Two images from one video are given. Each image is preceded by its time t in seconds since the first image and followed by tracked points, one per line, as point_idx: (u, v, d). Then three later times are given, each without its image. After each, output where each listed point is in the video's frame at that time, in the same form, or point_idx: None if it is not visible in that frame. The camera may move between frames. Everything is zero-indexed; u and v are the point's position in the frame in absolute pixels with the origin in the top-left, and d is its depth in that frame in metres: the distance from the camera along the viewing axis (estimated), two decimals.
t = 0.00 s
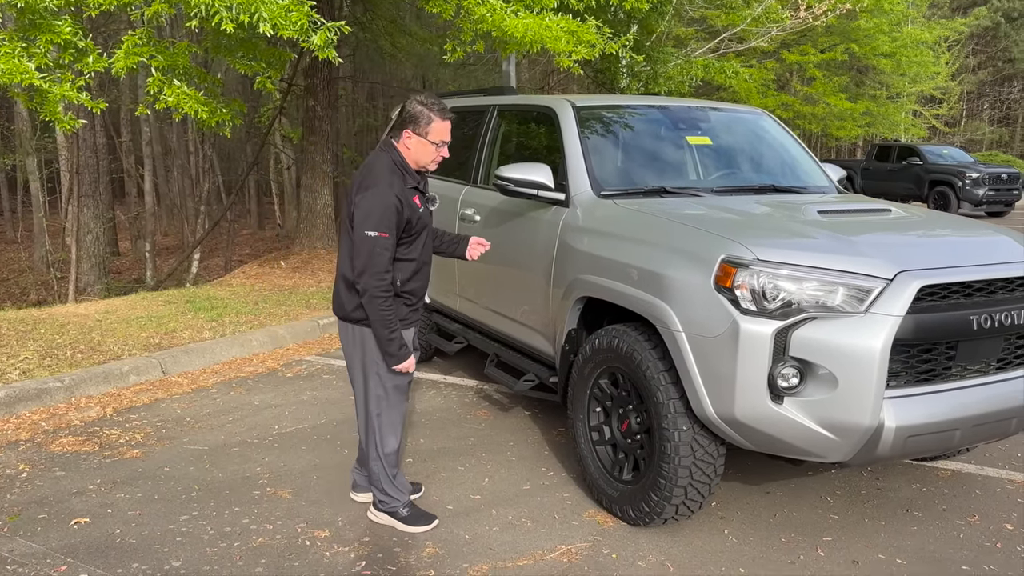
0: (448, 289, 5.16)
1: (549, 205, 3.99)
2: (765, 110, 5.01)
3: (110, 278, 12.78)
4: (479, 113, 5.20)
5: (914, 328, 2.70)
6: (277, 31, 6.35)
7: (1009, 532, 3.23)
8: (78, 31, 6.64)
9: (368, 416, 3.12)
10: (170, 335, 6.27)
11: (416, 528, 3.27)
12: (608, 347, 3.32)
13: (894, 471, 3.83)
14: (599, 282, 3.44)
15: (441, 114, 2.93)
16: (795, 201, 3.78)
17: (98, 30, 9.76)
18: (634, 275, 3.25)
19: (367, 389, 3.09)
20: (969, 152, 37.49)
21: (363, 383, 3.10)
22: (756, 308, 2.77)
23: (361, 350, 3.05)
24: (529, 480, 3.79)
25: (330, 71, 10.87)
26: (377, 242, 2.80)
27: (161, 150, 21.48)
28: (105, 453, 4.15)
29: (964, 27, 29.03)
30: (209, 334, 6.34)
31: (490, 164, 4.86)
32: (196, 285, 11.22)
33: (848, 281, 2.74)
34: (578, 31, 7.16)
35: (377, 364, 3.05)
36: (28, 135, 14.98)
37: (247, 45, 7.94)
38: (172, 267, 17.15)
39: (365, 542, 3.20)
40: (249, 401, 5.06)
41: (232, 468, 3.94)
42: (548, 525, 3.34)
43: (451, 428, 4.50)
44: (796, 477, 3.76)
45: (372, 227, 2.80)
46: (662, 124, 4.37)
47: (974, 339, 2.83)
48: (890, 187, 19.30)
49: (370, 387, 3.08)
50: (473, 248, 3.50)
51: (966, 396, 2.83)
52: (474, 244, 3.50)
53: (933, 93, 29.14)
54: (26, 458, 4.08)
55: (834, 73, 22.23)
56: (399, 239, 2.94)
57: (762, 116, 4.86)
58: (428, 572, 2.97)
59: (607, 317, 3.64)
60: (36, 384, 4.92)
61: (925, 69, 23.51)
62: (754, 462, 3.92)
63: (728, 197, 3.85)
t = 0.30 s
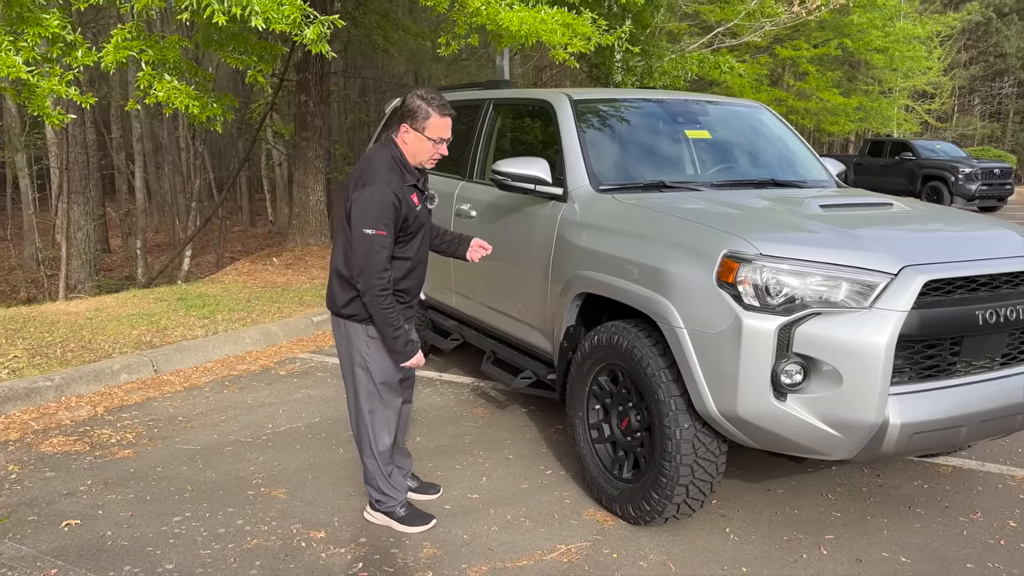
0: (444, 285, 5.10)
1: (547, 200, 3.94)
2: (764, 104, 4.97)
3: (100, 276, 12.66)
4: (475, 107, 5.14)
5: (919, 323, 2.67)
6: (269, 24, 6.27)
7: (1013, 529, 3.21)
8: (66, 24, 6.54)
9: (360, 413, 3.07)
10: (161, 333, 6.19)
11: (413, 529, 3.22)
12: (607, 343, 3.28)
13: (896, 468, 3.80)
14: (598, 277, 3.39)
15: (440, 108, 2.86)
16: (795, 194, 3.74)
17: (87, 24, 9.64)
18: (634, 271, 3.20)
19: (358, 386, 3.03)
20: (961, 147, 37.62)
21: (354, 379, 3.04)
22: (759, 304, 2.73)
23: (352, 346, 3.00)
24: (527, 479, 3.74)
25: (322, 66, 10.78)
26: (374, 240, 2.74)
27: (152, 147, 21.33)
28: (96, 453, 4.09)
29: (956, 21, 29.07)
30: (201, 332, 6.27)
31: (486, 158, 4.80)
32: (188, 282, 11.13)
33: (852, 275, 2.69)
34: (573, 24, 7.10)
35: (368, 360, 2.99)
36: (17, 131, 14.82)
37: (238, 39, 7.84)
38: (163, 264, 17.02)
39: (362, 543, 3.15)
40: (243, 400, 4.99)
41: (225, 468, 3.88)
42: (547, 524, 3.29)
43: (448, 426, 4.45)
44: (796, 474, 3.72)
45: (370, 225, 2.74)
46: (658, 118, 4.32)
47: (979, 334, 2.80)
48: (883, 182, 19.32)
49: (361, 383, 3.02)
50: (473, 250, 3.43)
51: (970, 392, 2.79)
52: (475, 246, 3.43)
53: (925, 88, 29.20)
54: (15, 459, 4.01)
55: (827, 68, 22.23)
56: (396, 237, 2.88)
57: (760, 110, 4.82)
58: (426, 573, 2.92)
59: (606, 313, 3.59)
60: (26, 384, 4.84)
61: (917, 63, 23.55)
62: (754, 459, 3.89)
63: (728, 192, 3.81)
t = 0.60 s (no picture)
0: (442, 284, 5.01)
1: (548, 196, 3.86)
2: (768, 99, 4.88)
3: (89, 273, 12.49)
4: (473, 102, 5.04)
5: (935, 322, 2.60)
6: (262, 17, 6.15)
7: None
8: (54, 16, 6.41)
9: (360, 415, 2.97)
10: (153, 332, 6.08)
11: (413, 534, 3.14)
12: (612, 343, 3.20)
13: (903, 469, 3.74)
14: (602, 275, 3.31)
15: (442, 102, 2.78)
16: (801, 190, 3.67)
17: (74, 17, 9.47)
18: (641, 269, 3.12)
19: (358, 388, 2.94)
20: (952, 143, 37.73)
21: (354, 381, 2.95)
22: (771, 303, 2.65)
23: (353, 346, 2.91)
24: (529, 482, 3.66)
25: (315, 60, 10.65)
26: (376, 238, 2.65)
27: (141, 143, 21.11)
28: (86, 456, 3.98)
29: (948, 18, 29.09)
30: (192, 330, 6.16)
31: (485, 154, 4.71)
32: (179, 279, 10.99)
33: (866, 274, 2.62)
34: (571, 17, 7.01)
35: (370, 360, 2.90)
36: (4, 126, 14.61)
37: (229, 32, 7.71)
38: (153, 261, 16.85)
39: (361, 549, 3.07)
40: (236, 400, 4.89)
41: (219, 471, 3.79)
42: (551, 528, 3.21)
43: (446, 427, 4.37)
44: (803, 475, 3.65)
45: (371, 223, 2.65)
46: (660, 112, 4.24)
47: (994, 334, 2.73)
48: (877, 179, 19.30)
49: (362, 385, 2.93)
50: (469, 247, 3.35)
51: (986, 393, 2.73)
52: (471, 243, 3.35)
53: (917, 84, 29.25)
54: (3, 463, 3.90)
55: (821, 64, 22.21)
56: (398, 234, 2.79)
57: (764, 105, 4.73)
58: None
59: (610, 312, 3.51)
60: (13, 385, 4.73)
61: (910, 59, 23.57)
62: (760, 460, 3.82)
63: (733, 188, 3.73)
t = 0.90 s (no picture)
0: (442, 284, 4.90)
1: (554, 196, 3.76)
2: (777, 97, 4.78)
3: (77, 272, 12.30)
4: (474, 98, 4.93)
5: (960, 328, 2.52)
6: (257, 10, 6.01)
7: None
8: (42, 10, 6.25)
9: (366, 424, 2.87)
10: (144, 333, 5.95)
11: (419, 545, 3.04)
12: (624, 348, 3.11)
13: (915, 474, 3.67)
14: (612, 278, 3.22)
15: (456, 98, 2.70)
16: (814, 190, 3.59)
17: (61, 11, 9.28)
18: (653, 272, 3.03)
19: (367, 396, 2.84)
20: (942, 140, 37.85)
21: (361, 388, 2.85)
22: (791, 308, 2.57)
23: (361, 352, 2.81)
24: (535, 489, 3.57)
25: (307, 55, 10.49)
26: (391, 234, 2.56)
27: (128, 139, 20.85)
28: (77, 464, 3.86)
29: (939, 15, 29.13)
30: (185, 331, 6.03)
31: (486, 153, 4.61)
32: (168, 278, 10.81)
33: (889, 278, 2.54)
34: (572, 11, 6.91)
35: (379, 367, 2.80)
36: None
37: (222, 26, 7.57)
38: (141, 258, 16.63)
39: (365, 561, 2.97)
40: (231, 404, 4.78)
41: (215, 479, 3.68)
42: (560, 539, 3.13)
43: (448, 432, 4.27)
44: (814, 481, 3.58)
45: (385, 219, 2.56)
46: (666, 110, 4.15)
47: (1018, 339, 2.66)
48: (869, 176, 19.26)
49: (370, 392, 2.83)
50: (468, 244, 3.25)
51: (1010, 400, 2.66)
52: (470, 240, 3.25)
53: (908, 82, 29.30)
54: None
55: (814, 61, 22.18)
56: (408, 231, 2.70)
57: (773, 104, 4.64)
58: None
59: (619, 316, 3.42)
60: (1, 389, 4.59)
61: (902, 56, 23.57)
62: (769, 465, 3.74)
63: (743, 188, 3.64)
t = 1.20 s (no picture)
0: (437, 283, 4.81)
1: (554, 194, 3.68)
2: (778, 95, 4.71)
3: (57, 270, 12.06)
4: (470, 94, 4.83)
5: (977, 330, 2.47)
6: (246, 3, 5.88)
7: None
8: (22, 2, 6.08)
9: (367, 430, 2.77)
10: (129, 334, 5.80)
11: (418, 554, 2.95)
12: (629, 350, 3.03)
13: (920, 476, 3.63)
14: (617, 278, 3.14)
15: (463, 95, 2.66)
16: (819, 189, 3.53)
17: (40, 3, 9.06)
18: (660, 272, 2.95)
19: (368, 401, 2.75)
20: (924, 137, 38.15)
21: (361, 393, 2.76)
22: (806, 310, 2.51)
23: (362, 356, 2.72)
24: (537, 494, 3.49)
25: (294, 50, 10.33)
26: (402, 229, 2.49)
27: (108, 134, 20.51)
28: (62, 471, 3.73)
29: (923, 12, 29.30)
30: (171, 332, 5.89)
31: (483, 149, 4.51)
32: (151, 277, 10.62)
33: (906, 278, 2.48)
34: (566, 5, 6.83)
35: (380, 371, 2.72)
36: None
37: (208, 18, 7.41)
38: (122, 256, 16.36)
39: (365, 572, 2.88)
40: (221, 407, 4.66)
41: (207, 486, 3.56)
42: (564, 546, 3.05)
43: (444, 435, 4.18)
44: (819, 485, 3.53)
45: (396, 214, 2.49)
46: (667, 106, 4.08)
47: None
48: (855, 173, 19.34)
49: (371, 397, 2.74)
50: (458, 250, 3.13)
51: None
52: (459, 247, 3.13)
53: (891, 79, 29.47)
54: None
55: (800, 58, 22.22)
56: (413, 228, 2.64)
57: (774, 102, 4.56)
58: None
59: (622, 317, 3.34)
60: None
61: (886, 53, 23.68)
62: (774, 468, 3.68)
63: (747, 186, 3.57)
